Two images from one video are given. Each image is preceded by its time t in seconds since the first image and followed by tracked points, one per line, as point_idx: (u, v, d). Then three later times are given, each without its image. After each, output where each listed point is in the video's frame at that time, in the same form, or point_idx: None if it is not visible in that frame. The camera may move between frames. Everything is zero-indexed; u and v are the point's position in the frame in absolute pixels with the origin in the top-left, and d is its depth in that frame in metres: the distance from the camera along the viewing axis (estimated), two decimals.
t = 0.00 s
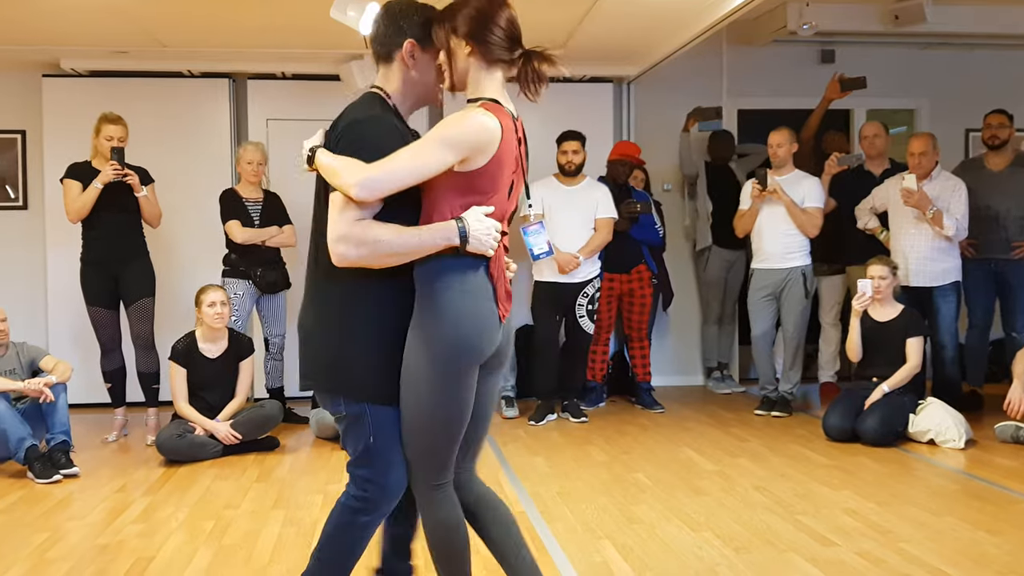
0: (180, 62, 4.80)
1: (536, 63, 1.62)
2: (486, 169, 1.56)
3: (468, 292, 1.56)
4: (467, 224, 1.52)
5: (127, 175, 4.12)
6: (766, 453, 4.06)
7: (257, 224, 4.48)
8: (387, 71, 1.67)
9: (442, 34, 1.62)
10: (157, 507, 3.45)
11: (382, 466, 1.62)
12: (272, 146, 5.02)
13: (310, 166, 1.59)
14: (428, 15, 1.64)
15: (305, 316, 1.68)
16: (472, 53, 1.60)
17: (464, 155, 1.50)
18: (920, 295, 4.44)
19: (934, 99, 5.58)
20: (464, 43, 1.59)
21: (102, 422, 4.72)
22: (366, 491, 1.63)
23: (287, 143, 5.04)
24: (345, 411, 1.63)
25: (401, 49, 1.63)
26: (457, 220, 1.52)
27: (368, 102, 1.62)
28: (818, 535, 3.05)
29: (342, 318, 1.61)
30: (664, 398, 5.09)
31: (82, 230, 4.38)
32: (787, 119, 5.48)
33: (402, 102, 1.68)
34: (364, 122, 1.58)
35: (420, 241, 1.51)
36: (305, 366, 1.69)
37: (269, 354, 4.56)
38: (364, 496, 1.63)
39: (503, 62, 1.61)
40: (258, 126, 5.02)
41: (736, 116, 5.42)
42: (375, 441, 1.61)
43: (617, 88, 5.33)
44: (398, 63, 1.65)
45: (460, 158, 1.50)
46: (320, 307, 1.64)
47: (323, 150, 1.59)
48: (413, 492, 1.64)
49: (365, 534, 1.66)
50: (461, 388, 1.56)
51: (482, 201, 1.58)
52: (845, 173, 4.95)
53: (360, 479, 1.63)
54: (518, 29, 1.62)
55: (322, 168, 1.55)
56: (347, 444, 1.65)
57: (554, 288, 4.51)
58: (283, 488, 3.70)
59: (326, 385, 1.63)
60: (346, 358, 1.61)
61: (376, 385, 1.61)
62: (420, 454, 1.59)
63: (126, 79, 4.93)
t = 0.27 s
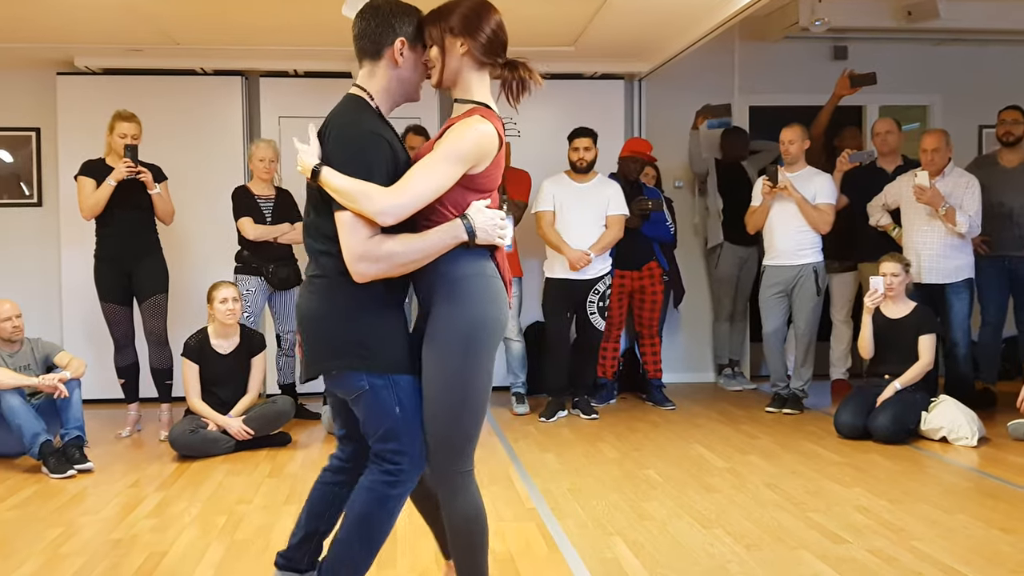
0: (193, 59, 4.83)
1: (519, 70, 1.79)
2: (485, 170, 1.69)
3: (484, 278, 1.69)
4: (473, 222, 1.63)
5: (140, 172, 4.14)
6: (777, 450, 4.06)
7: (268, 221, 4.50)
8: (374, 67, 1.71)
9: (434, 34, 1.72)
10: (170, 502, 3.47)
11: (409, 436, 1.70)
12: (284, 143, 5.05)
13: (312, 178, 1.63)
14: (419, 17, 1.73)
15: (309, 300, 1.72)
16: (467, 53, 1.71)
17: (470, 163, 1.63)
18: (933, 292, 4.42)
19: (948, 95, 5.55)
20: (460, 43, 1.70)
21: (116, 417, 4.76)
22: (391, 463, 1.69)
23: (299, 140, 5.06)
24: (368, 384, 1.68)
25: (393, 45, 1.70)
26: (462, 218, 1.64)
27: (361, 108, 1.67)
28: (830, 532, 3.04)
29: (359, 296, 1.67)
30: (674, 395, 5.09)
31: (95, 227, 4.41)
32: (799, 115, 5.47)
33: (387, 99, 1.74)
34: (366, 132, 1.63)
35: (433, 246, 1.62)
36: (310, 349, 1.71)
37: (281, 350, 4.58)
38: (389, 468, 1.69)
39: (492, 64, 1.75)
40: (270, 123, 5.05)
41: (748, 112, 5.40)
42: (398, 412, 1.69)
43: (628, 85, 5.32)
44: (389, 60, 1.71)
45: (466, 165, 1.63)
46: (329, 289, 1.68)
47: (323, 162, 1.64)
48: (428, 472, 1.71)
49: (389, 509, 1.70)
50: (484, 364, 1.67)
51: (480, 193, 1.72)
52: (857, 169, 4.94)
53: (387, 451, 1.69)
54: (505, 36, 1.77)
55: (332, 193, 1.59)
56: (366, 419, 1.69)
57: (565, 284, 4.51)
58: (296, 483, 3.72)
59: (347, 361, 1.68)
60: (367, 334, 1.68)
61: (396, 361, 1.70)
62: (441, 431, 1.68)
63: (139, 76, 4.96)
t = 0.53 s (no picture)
0: (204, 58, 4.85)
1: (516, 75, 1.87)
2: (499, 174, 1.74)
3: (487, 287, 1.75)
4: (490, 225, 1.68)
5: (152, 170, 4.16)
6: (788, 448, 4.05)
7: (279, 218, 4.51)
8: (385, 65, 1.71)
9: (444, 36, 1.76)
10: (182, 499, 3.49)
11: (393, 441, 1.73)
12: (295, 141, 5.06)
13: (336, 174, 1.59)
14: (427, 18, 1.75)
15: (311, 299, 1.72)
16: (478, 56, 1.76)
17: (490, 164, 1.68)
18: (945, 289, 4.40)
19: (960, 92, 5.52)
20: (471, 46, 1.75)
21: (128, 414, 4.78)
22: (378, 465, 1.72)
23: (310, 138, 5.07)
24: (363, 391, 1.69)
25: (406, 44, 1.70)
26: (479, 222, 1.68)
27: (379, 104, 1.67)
28: (841, 530, 3.04)
29: (361, 304, 1.67)
30: (684, 393, 5.09)
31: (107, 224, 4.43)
32: (809, 112, 5.46)
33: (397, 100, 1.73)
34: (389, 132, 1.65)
35: (457, 246, 1.65)
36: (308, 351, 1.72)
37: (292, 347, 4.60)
38: (375, 470, 1.72)
39: (496, 69, 1.81)
40: (281, 121, 5.06)
41: (758, 110, 5.39)
42: (389, 417, 1.71)
43: (638, 82, 5.31)
44: (400, 58, 1.71)
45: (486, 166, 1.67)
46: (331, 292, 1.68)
47: (346, 158, 1.61)
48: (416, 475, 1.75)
49: (369, 509, 1.73)
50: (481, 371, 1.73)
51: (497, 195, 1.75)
52: (870, 167, 4.94)
53: (375, 454, 1.72)
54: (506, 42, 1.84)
55: (364, 186, 1.58)
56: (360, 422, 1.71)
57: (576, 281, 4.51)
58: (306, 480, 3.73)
59: (344, 367, 1.67)
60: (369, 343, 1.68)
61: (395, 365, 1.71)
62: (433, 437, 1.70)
63: (151, 75, 4.98)
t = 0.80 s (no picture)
0: (214, 56, 4.85)
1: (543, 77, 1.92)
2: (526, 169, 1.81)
3: (510, 279, 1.78)
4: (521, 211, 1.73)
5: (162, 169, 4.17)
6: (798, 447, 4.04)
7: (289, 217, 4.52)
8: (415, 63, 1.72)
9: (472, 38, 1.79)
10: (191, 497, 3.49)
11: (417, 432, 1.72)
12: (305, 139, 5.07)
13: (389, 138, 1.59)
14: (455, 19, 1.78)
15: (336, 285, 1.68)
16: (505, 57, 1.80)
17: (525, 153, 1.74)
18: (956, 288, 4.39)
19: (971, 90, 5.50)
20: (499, 46, 1.79)
21: (138, 412, 4.79)
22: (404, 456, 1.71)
23: (319, 136, 5.08)
24: (393, 381, 1.67)
25: (436, 43, 1.72)
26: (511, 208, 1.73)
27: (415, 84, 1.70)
28: (851, 529, 3.03)
29: (392, 295, 1.65)
30: (693, 391, 5.08)
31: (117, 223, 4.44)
32: (819, 110, 5.45)
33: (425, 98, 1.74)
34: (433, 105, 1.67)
35: (497, 224, 1.69)
36: (335, 341, 1.68)
37: (302, 346, 4.60)
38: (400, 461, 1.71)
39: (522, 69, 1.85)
40: (290, 120, 5.07)
41: (768, 107, 5.38)
42: (417, 409, 1.69)
43: (648, 80, 5.31)
44: (431, 56, 1.72)
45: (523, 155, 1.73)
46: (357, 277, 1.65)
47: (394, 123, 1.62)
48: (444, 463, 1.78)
49: (392, 503, 1.73)
50: (506, 362, 1.77)
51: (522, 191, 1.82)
52: (880, 165, 4.93)
53: (400, 445, 1.71)
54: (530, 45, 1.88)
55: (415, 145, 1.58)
56: (387, 413, 1.70)
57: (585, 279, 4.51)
58: (316, 478, 3.73)
59: (376, 355, 1.65)
60: (400, 332, 1.66)
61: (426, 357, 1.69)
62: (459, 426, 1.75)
63: (161, 73, 4.99)
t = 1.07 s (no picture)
0: (219, 56, 4.86)
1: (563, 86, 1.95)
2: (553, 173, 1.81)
3: (541, 275, 1.80)
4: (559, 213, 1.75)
5: (168, 168, 4.17)
6: (803, 446, 4.04)
7: (294, 217, 4.52)
8: (448, 62, 1.69)
9: (500, 44, 1.81)
10: (196, 496, 3.49)
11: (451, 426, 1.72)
12: (310, 139, 5.07)
13: (432, 107, 1.59)
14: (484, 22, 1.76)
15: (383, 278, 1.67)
16: (532, 64, 1.82)
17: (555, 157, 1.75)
18: (960, 288, 4.39)
19: (976, 90, 5.51)
20: (527, 53, 1.81)
21: (143, 412, 4.79)
22: (440, 449, 1.70)
23: (324, 136, 5.08)
24: (438, 373, 1.68)
25: (471, 45, 1.71)
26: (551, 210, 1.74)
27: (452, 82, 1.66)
28: (856, 529, 3.03)
29: (435, 288, 1.65)
30: (698, 391, 5.08)
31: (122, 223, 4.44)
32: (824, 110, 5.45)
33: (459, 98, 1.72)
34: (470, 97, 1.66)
35: (538, 222, 1.69)
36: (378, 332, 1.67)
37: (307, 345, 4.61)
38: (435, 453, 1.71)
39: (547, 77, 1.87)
40: (296, 120, 5.07)
41: (773, 107, 5.39)
42: (455, 402, 1.71)
43: (653, 80, 5.32)
44: (465, 57, 1.71)
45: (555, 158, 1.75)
46: (408, 271, 1.64)
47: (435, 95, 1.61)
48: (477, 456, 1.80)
49: (415, 498, 1.67)
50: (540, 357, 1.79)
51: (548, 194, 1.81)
52: (884, 164, 4.94)
53: (434, 439, 1.69)
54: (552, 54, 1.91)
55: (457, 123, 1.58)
56: (426, 407, 1.68)
57: (590, 279, 4.51)
58: (321, 478, 3.73)
59: (425, 347, 1.65)
60: (451, 325, 1.67)
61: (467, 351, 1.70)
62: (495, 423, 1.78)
63: (167, 73, 5.00)
